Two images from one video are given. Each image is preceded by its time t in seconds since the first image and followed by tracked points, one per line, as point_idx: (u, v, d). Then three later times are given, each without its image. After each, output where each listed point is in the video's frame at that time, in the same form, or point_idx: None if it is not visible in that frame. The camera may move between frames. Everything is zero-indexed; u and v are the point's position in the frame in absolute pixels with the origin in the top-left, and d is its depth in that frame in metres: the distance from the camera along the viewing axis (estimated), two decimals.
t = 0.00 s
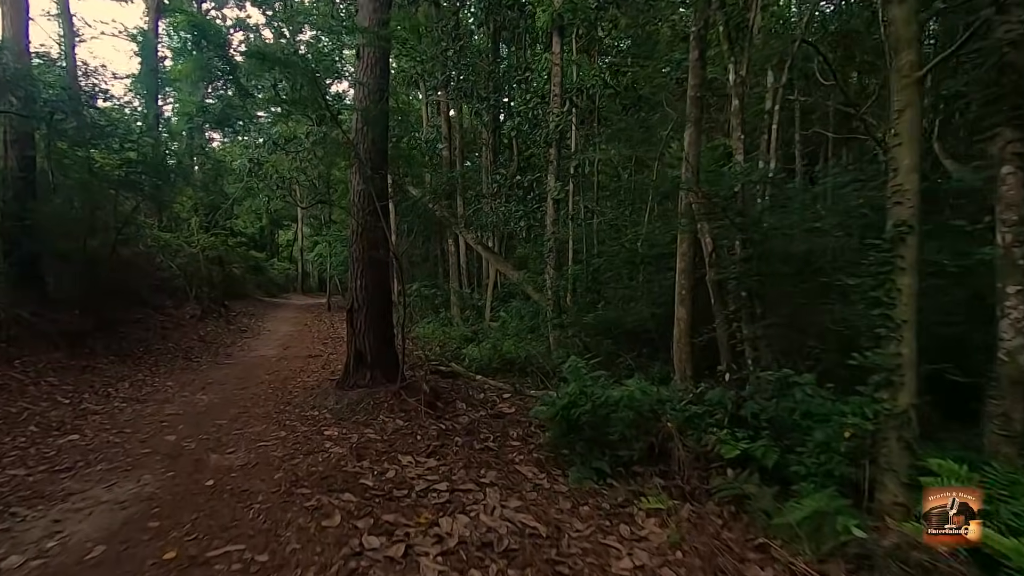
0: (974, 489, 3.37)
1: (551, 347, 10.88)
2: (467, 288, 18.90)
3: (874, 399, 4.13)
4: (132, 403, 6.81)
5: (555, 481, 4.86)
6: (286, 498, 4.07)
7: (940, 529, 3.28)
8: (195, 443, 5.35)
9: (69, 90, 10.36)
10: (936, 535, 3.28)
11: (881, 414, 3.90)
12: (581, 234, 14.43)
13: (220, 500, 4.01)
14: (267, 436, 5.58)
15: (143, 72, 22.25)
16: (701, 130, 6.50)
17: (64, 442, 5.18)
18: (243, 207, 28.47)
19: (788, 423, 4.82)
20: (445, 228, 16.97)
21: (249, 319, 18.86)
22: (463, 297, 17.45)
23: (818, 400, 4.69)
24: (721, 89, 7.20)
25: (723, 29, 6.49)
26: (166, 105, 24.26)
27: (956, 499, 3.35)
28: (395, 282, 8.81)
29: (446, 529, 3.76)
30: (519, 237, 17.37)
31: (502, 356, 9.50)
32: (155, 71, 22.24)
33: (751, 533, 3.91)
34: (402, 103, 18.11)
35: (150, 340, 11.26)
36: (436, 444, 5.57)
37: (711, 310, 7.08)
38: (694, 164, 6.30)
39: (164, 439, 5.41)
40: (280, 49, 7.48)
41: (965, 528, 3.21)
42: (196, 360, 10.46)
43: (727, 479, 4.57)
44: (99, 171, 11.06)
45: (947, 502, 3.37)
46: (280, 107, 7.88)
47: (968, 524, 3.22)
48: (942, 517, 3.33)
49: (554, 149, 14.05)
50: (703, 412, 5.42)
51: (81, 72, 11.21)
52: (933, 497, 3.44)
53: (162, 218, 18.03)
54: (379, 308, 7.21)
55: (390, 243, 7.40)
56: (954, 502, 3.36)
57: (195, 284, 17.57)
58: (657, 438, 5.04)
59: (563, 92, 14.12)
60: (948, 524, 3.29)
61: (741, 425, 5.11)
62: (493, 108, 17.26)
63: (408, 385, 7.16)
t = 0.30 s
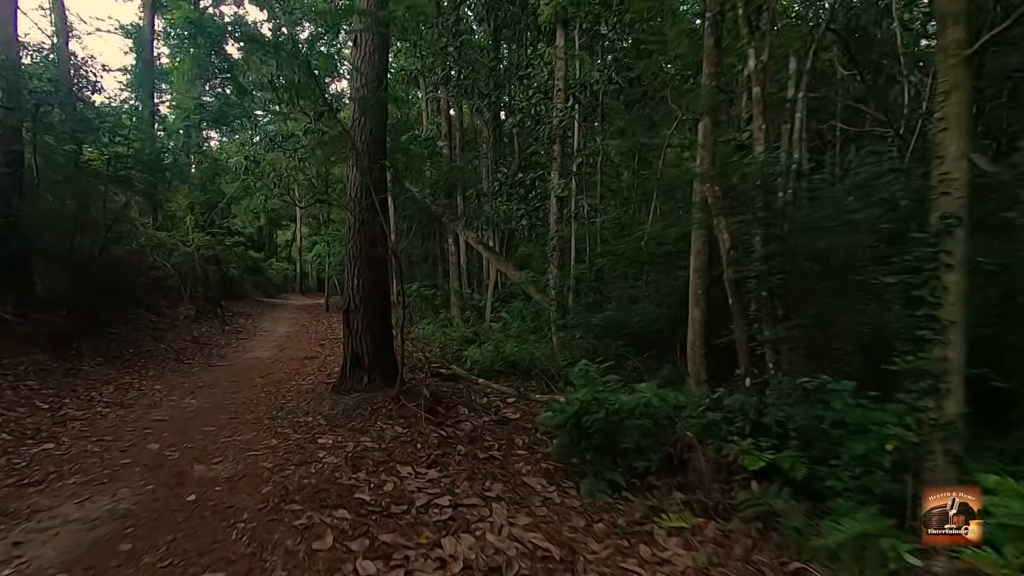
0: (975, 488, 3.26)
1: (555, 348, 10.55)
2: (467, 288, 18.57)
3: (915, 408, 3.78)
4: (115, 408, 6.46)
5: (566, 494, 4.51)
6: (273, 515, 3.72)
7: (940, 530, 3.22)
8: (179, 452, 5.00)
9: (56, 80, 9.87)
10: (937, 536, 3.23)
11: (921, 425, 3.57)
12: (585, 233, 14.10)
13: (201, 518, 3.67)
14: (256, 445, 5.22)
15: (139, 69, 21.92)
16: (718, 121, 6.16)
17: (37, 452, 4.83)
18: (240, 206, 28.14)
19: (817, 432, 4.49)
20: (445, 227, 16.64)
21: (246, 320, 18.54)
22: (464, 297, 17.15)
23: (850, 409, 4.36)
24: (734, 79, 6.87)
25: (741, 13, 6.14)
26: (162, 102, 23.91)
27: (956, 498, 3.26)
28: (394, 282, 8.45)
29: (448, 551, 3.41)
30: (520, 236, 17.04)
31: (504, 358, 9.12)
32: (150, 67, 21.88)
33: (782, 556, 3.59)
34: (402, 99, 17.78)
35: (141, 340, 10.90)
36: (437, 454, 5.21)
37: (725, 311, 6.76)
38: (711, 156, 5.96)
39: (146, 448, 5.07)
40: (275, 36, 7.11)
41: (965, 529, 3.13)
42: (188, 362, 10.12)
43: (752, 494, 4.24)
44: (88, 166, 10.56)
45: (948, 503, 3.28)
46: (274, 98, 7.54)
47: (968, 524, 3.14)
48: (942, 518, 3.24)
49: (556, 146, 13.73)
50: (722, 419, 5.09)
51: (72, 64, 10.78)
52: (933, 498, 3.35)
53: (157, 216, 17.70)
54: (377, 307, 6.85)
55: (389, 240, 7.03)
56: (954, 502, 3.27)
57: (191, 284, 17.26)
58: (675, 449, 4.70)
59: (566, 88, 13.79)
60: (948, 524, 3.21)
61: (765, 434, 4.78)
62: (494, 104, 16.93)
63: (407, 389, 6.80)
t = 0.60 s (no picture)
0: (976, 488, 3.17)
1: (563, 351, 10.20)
2: (471, 288, 18.23)
3: (977, 426, 3.42)
4: (101, 415, 6.10)
5: (586, 516, 4.15)
6: (264, 544, 3.36)
7: (939, 530, 3.18)
8: (165, 467, 4.63)
9: (46, 75, 9.65)
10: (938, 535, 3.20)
11: (986, 446, 3.21)
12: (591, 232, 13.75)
13: (184, 548, 3.31)
14: (249, 459, 4.85)
15: (136, 65, 21.57)
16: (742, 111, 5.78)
17: (11, 467, 4.47)
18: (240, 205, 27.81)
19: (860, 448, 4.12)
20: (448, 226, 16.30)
21: (245, 320, 18.22)
22: (467, 298, 16.80)
23: (899, 423, 3.99)
24: (757, 69, 6.53)
25: None
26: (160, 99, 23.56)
27: (957, 499, 3.18)
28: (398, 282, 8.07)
29: None
30: (524, 235, 16.70)
31: (511, 361, 8.79)
32: (148, 64, 21.55)
33: None
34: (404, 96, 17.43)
35: (134, 342, 10.54)
36: (444, 469, 4.84)
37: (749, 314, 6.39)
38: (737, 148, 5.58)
39: (131, 463, 4.70)
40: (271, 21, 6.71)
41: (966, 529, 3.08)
42: (183, 365, 9.76)
43: (792, 518, 3.89)
44: (79, 163, 10.14)
45: (948, 503, 3.22)
46: (271, 89, 7.18)
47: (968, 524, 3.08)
48: (943, 518, 3.19)
49: (563, 143, 13.39)
50: (753, 432, 4.74)
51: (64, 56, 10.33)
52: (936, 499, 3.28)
53: (155, 214, 17.38)
54: (379, 309, 6.47)
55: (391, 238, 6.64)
56: (954, 502, 3.19)
57: (189, 284, 16.94)
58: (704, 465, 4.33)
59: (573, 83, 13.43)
60: (949, 524, 3.16)
61: (801, 449, 4.43)
62: (498, 101, 16.56)
63: (411, 396, 6.42)
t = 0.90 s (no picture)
0: (975, 487, 3.31)
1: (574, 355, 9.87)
2: (475, 289, 17.92)
3: None
4: (91, 424, 5.78)
5: (614, 536, 3.82)
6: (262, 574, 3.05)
7: (939, 529, 3.40)
8: (155, 482, 4.30)
9: (42, 67, 9.15)
10: (935, 532, 3.43)
11: None
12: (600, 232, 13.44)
13: None
14: (246, 472, 4.52)
15: (138, 65, 21.29)
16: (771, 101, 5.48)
17: None
18: (242, 206, 27.54)
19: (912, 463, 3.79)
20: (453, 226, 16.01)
21: (247, 322, 17.97)
22: (472, 299, 16.51)
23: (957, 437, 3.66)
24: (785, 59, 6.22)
25: None
26: (163, 99, 23.30)
27: (956, 499, 3.37)
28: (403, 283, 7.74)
29: None
30: (531, 235, 16.39)
31: (522, 365, 8.47)
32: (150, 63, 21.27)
33: None
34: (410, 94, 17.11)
35: (132, 345, 10.24)
36: (456, 484, 4.50)
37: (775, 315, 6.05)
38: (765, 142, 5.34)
39: (119, 477, 4.38)
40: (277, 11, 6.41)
41: (965, 529, 3.33)
42: (181, 368, 9.46)
43: (840, 541, 3.58)
44: (77, 160, 9.76)
45: (948, 503, 3.39)
46: (273, 81, 6.86)
47: (967, 523, 3.33)
48: (942, 518, 3.40)
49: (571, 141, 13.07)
50: (789, 444, 4.42)
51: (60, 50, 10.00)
52: (934, 497, 3.47)
53: (156, 214, 17.12)
54: (385, 311, 6.14)
55: (397, 235, 6.30)
56: (954, 502, 3.38)
57: (191, 285, 16.71)
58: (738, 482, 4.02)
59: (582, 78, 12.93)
60: (949, 523, 3.39)
61: (844, 463, 4.10)
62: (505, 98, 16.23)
63: (418, 402, 6.10)
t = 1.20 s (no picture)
0: (975, 488, 3.38)
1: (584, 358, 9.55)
2: (480, 289, 17.60)
3: None
4: (79, 432, 5.47)
5: (642, 563, 3.49)
6: None
7: (939, 529, 3.35)
8: (142, 500, 3.97)
9: (35, 59, 8.83)
10: (935, 533, 3.37)
11: None
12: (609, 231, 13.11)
13: None
14: (241, 488, 4.19)
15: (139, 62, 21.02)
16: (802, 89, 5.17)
17: None
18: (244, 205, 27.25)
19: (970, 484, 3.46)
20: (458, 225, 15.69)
21: (249, 322, 17.70)
22: (477, 300, 16.18)
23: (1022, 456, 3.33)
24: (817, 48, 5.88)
25: None
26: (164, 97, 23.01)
27: (956, 499, 3.39)
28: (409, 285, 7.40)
29: None
30: (537, 235, 16.04)
31: (533, 369, 8.15)
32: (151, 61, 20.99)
33: None
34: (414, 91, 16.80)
35: (128, 347, 9.94)
36: (467, 502, 4.15)
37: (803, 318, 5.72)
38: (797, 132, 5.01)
39: (104, 494, 4.06)
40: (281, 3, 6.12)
41: (965, 529, 3.31)
42: (178, 371, 9.16)
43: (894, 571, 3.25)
44: (67, 154, 9.27)
45: (947, 503, 3.41)
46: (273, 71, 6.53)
47: (968, 523, 3.33)
48: (943, 518, 3.36)
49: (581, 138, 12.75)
50: (829, 460, 4.08)
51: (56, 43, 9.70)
52: (935, 498, 3.46)
53: (156, 213, 16.84)
54: (390, 313, 5.80)
55: (402, 234, 5.95)
56: (954, 502, 3.40)
57: (192, 285, 16.44)
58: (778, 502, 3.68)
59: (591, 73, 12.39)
60: (949, 523, 3.35)
61: (892, 483, 3.78)
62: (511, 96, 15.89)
63: (424, 410, 5.76)
